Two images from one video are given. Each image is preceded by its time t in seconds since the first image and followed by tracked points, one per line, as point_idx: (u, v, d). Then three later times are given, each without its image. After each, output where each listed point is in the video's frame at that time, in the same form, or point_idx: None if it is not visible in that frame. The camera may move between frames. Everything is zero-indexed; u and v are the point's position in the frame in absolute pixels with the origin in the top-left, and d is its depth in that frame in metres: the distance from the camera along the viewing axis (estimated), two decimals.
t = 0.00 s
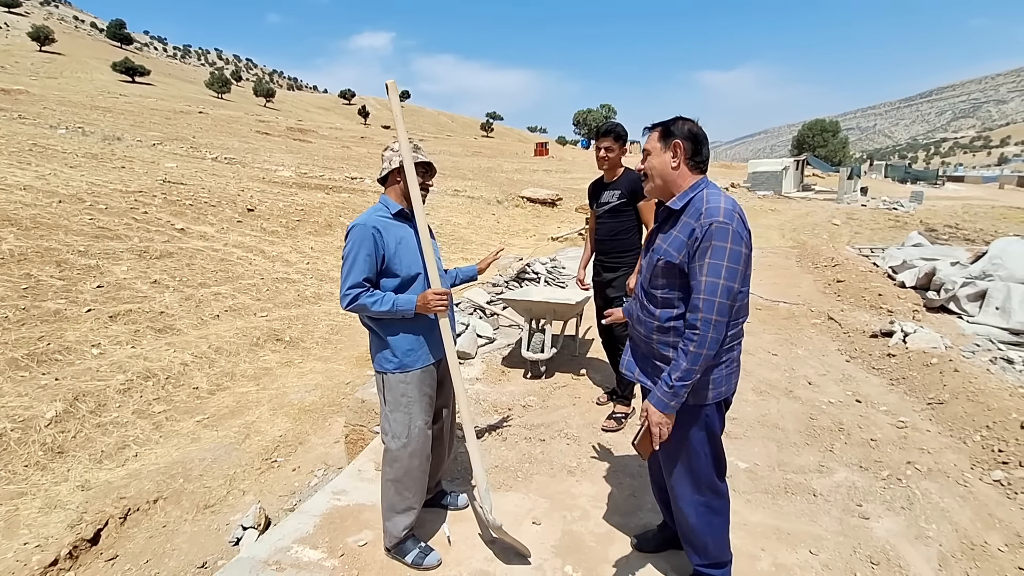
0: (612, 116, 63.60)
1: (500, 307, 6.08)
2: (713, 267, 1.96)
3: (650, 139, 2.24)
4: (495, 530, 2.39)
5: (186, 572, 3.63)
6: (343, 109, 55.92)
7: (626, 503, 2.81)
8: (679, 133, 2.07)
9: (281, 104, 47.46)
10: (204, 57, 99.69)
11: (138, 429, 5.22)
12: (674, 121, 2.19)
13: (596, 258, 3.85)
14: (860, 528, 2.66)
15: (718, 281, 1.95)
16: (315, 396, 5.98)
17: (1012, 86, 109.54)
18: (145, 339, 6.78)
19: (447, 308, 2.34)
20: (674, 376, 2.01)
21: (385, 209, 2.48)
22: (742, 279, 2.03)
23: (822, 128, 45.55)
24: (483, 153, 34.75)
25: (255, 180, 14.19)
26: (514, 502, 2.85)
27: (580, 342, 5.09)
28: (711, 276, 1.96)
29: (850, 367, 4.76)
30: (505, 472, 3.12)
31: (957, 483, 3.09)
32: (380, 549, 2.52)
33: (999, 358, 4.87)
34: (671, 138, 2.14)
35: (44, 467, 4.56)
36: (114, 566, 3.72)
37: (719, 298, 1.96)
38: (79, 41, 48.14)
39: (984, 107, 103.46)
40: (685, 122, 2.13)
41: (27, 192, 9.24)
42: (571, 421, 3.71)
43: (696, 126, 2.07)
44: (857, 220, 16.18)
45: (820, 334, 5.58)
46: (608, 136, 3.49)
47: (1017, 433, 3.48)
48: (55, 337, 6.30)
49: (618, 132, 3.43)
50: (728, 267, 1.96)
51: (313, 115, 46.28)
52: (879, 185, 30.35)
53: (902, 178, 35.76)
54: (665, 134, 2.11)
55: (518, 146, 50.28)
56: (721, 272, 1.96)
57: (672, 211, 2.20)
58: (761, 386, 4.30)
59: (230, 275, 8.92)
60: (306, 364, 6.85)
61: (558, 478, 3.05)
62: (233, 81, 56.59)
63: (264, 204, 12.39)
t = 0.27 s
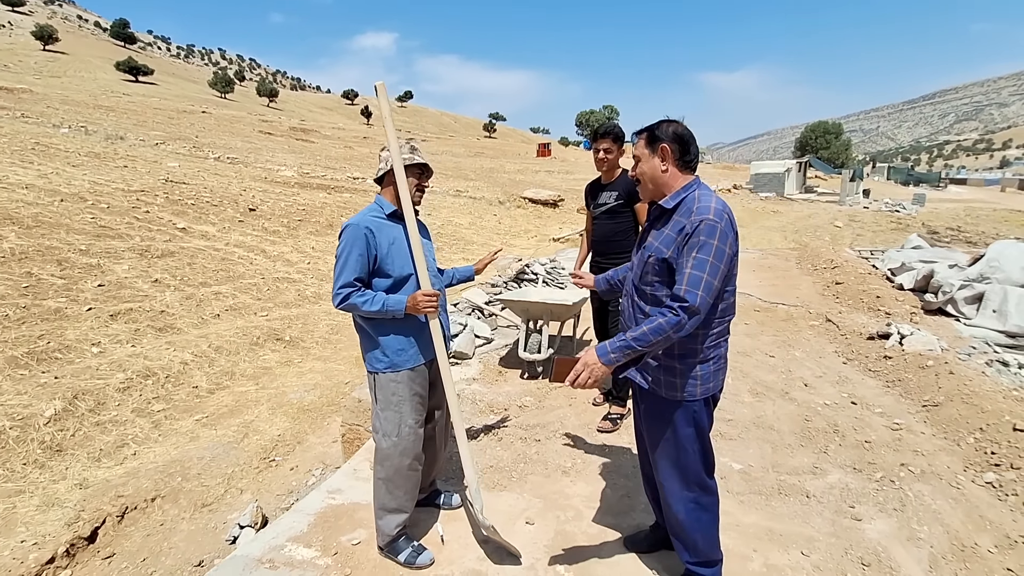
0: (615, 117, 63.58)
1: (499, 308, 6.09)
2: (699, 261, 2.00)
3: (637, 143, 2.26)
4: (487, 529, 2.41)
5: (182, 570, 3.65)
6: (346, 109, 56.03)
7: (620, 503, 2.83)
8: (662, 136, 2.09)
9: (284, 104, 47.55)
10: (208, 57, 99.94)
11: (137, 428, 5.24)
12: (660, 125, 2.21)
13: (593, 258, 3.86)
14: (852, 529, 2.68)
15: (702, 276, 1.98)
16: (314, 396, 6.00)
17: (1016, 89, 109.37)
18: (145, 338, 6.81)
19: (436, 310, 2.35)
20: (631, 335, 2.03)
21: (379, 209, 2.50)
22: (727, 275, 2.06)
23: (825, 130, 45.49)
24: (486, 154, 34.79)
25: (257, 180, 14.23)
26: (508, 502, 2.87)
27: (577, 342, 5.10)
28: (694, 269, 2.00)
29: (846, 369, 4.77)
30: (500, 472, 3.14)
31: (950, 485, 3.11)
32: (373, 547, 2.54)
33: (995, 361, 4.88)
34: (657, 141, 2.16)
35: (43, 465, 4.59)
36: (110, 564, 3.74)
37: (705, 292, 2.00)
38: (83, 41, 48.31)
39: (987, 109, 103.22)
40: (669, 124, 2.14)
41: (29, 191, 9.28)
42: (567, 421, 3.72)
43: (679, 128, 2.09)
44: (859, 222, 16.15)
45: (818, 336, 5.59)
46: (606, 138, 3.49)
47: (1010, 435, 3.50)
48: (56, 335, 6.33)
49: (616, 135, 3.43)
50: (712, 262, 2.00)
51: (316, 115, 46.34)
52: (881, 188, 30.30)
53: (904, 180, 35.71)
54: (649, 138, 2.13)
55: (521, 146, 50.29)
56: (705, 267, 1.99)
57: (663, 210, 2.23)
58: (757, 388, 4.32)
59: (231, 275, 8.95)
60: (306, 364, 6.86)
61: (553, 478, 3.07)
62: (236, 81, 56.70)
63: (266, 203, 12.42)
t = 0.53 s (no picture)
0: (621, 117, 63.47)
1: (502, 308, 6.10)
2: (703, 262, 1.99)
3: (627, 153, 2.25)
4: (487, 529, 2.42)
5: (186, 567, 3.68)
6: (353, 110, 56.25)
7: (620, 505, 2.83)
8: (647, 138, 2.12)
9: (292, 105, 47.81)
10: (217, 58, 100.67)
11: (144, 426, 5.29)
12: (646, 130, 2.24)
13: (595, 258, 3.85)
14: (854, 532, 2.67)
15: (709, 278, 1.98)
16: (318, 395, 6.03)
17: None
18: (152, 337, 6.87)
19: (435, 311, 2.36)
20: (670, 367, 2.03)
21: (380, 210, 2.51)
22: (728, 275, 2.07)
23: (834, 130, 45.19)
24: (492, 154, 34.82)
25: (265, 180, 14.32)
26: (508, 502, 2.88)
27: (580, 343, 5.11)
28: (699, 271, 2.00)
29: (851, 371, 4.74)
30: (501, 472, 3.15)
31: (953, 488, 3.08)
32: (374, 546, 2.56)
33: (1001, 364, 4.84)
34: (648, 146, 2.17)
35: (50, 462, 4.64)
36: (116, 561, 3.78)
37: (710, 294, 1.99)
38: (94, 42, 48.80)
39: (998, 110, 102.19)
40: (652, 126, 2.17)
41: (40, 191, 9.38)
42: (569, 422, 3.73)
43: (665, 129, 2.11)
44: (868, 223, 16.03)
45: (823, 338, 5.56)
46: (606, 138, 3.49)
47: (1015, 438, 3.46)
48: (64, 334, 6.40)
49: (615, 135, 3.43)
50: (717, 262, 1.99)
51: (323, 116, 46.57)
52: (890, 189, 30.08)
53: (914, 181, 35.38)
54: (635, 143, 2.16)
55: (527, 147, 50.28)
56: (709, 267, 1.99)
57: (660, 212, 2.22)
58: (760, 389, 4.30)
59: (237, 275, 9.01)
60: (311, 363, 6.90)
61: (554, 479, 3.08)
62: (245, 82, 57.06)
63: (273, 204, 12.50)
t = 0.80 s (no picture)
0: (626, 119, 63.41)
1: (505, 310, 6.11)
2: (718, 260, 2.04)
3: (619, 165, 2.24)
4: (487, 530, 2.43)
5: (190, 566, 3.70)
6: (358, 112, 56.44)
7: (621, 507, 2.84)
8: (635, 146, 2.16)
9: (297, 107, 48.01)
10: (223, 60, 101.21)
11: (149, 425, 5.32)
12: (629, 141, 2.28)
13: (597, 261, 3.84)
14: (855, 535, 2.66)
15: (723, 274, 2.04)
16: (322, 395, 6.05)
17: None
18: (157, 337, 6.91)
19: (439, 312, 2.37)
20: (746, 359, 2.09)
21: (382, 212, 2.53)
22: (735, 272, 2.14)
23: (839, 131, 45.00)
24: (496, 155, 34.87)
25: (270, 181, 14.39)
26: (509, 503, 2.89)
27: (583, 345, 5.11)
28: (716, 269, 2.05)
29: (854, 374, 4.72)
30: (502, 474, 3.16)
31: (955, 491, 3.07)
32: (375, 546, 2.58)
33: (1006, 367, 4.80)
34: (642, 157, 2.18)
35: (56, 461, 4.68)
36: (120, 559, 3.81)
37: (724, 291, 2.06)
38: (101, 44, 49.17)
39: (1006, 111, 101.49)
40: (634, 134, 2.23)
41: (47, 192, 9.46)
42: (570, 423, 3.73)
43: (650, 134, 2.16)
44: (874, 225, 15.96)
45: (826, 340, 5.53)
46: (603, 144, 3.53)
47: (1018, 442, 3.44)
48: (71, 334, 6.45)
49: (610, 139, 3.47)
50: (728, 259, 2.05)
51: (328, 117, 46.76)
52: (896, 190, 29.92)
53: (921, 183, 35.17)
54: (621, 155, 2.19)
55: (531, 148, 50.30)
56: (723, 265, 2.05)
57: (656, 215, 2.25)
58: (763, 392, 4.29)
59: (243, 275, 9.06)
60: (315, 364, 6.92)
61: (554, 481, 3.09)
62: (251, 83, 57.35)
63: (278, 205, 12.56)
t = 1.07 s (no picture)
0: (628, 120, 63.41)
1: (506, 311, 6.11)
2: (726, 255, 2.07)
3: (621, 174, 2.21)
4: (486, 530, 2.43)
5: (190, 565, 3.70)
6: (360, 113, 56.52)
7: (620, 508, 2.84)
8: (634, 152, 2.16)
9: (300, 107, 48.09)
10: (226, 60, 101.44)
11: (149, 425, 5.33)
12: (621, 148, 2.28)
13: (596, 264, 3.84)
14: (855, 538, 2.65)
15: (732, 268, 2.07)
16: (323, 395, 6.05)
17: None
18: (159, 337, 6.92)
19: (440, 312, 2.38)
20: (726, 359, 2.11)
21: (387, 212, 2.53)
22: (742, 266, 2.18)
23: (841, 133, 44.95)
24: (498, 156, 34.90)
25: (272, 182, 14.42)
26: (508, 504, 2.89)
27: (583, 346, 5.11)
28: (725, 264, 2.07)
29: (855, 376, 4.72)
30: (501, 475, 3.17)
31: (956, 495, 3.06)
32: (374, 546, 2.58)
33: (1007, 370, 4.80)
34: (644, 163, 2.18)
35: (57, 460, 4.69)
36: (120, 558, 3.82)
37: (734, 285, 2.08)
38: (105, 45, 49.33)
39: (1010, 113, 101.29)
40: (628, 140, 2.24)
41: (50, 192, 9.48)
42: (570, 425, 3.73)
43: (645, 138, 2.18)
44: (876, 227, 15.93)
45: (827, 342, 5.53)
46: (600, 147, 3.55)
47: (1019, 445, 3.44)
48: (72, 333, 6.46)
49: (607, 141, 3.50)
50: (735, 253, 2.09)
51: (330, 118, 46.84)
52: (899, 192, 29.85)
53: (923, 185, 35.11)
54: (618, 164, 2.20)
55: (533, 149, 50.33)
56: (731, 259, 2.08)
57: (658, 218, 2.27)
58: (763, 394, 4.29)
59: (244, 276, 9.07)
60: (316, 364, 6.93)
61: (553, 482, 3.09)
62: (253, 84, 57.46)
63: (280, 205, 12.58)
